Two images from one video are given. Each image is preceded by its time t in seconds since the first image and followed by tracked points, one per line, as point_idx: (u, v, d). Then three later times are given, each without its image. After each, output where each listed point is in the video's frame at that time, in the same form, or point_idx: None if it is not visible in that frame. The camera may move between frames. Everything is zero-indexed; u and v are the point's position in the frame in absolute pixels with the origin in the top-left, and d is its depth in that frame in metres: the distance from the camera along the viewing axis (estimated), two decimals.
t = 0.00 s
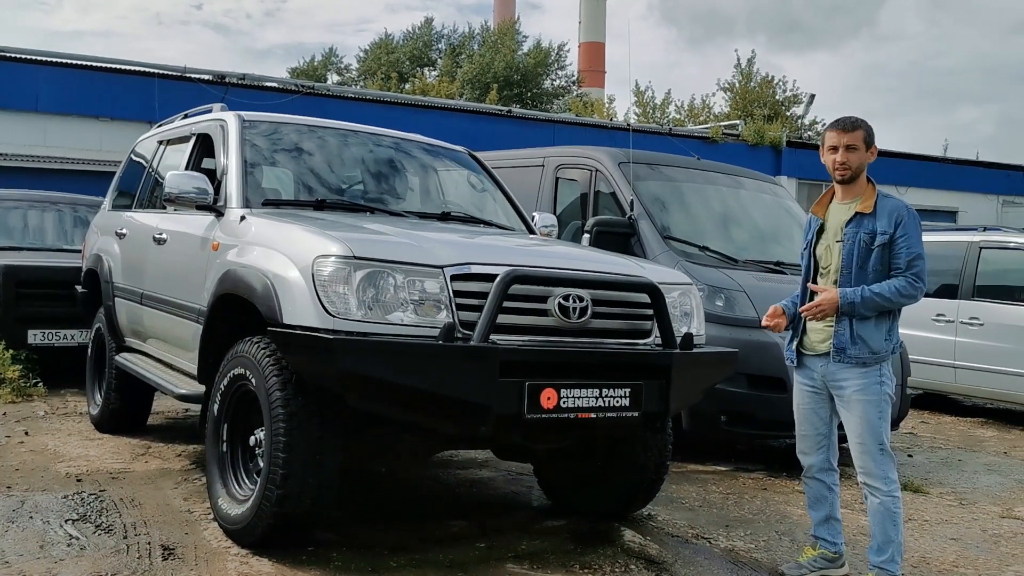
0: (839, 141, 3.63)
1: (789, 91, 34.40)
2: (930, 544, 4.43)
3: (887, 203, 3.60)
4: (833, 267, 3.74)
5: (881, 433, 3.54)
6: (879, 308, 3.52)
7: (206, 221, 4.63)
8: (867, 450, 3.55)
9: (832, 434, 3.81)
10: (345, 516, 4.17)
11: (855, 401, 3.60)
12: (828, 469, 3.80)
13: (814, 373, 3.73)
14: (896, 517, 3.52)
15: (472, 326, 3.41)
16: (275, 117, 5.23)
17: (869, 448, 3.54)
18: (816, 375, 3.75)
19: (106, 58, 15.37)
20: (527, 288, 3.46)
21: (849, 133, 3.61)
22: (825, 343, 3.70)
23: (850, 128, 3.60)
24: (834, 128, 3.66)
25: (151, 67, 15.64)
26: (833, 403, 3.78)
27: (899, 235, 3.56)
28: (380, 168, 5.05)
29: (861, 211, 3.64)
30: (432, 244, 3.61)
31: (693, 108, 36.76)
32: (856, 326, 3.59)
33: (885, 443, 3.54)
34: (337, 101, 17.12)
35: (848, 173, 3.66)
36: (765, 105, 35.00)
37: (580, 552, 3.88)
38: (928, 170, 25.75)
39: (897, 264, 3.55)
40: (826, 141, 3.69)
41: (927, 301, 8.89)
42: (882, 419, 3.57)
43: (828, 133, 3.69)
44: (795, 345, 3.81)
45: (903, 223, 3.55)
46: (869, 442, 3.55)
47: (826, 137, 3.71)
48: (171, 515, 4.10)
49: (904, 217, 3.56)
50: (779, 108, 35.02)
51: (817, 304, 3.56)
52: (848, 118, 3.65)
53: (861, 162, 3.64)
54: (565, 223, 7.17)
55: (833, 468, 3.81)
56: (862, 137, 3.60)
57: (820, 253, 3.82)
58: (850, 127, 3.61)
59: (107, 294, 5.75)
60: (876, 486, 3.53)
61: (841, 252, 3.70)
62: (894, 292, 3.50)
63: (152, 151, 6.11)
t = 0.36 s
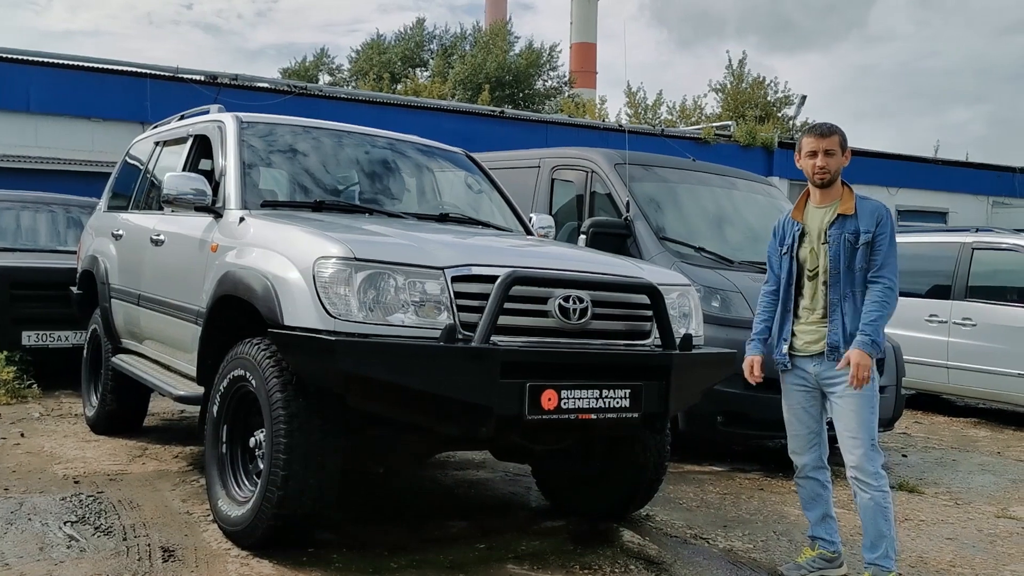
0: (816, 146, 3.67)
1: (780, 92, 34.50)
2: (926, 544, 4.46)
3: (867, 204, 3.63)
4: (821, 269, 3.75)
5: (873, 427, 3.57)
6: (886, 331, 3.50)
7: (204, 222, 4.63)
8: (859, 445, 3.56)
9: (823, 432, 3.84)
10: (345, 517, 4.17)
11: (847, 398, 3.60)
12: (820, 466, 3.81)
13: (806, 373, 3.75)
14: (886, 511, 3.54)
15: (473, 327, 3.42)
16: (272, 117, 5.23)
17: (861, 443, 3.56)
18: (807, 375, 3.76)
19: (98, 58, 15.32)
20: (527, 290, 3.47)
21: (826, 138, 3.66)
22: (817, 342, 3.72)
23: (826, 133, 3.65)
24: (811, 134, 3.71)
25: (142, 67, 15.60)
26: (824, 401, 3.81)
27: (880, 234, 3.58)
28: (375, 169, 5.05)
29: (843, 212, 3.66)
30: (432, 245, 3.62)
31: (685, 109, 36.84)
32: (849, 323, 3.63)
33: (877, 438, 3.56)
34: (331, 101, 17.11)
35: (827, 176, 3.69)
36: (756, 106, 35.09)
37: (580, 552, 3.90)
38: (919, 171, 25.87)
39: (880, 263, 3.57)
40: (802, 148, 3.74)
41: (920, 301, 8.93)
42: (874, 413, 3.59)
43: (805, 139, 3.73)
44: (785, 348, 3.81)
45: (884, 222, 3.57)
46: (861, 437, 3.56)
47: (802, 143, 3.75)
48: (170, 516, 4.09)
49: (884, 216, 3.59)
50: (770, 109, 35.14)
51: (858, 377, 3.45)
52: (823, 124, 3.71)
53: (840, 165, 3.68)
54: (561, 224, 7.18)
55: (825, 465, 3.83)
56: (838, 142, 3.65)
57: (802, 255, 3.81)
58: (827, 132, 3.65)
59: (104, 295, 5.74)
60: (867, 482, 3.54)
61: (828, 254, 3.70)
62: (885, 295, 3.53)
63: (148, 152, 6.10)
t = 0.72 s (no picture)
0: (806, 148, 3.68)
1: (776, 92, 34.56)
2: (928, 544, 4.48)
3: (860, 203, 3.67)
4: (815, 270, 3.74)
5: (872, 427, 3.58)
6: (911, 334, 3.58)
7: (207, 223, 4.63)
8: (860, 444, 3.57)
9: (822, 431, 3.85)
10: (349, 517, 4.18)
11: (847, 397, 3.63)
12: (820, 466, 3.82)
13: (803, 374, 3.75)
14: (889, 511, 3.55)
15: (478, 327, 3.43)
16: (274, 118, 5.24)
17: (861, 443, 3.57)
18: (804, 375, 3.77)
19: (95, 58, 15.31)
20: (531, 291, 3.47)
21: (815, 141, 3.67)
22: (815, 344, 3.72)
23: (815, 136, 3.66)
24: (799, 137, 3.71)
25: (140, 67, 15.59)
26: (822, 400, 3.82)
27: (878, 234, 3.65)
28: (375, 169, 5.06)
29: (836, 213, 3.69)
30: (437, 246, 3.63)
31: (682, 109, 36.88)
32: (848, 323, 3.63)
33: (876, 437, 3.57)
34: (329, 102, 17.11)
35: (817, 178, 3.70)
36: (753, 106, 35.15)
37: (584, 553, 3.91)
38: (915, 171, 25.93)
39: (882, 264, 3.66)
40: (792, 150, 3.74)
41: (919, 302, 8.96)
42: (872, 413, 3.61)
43: (794, 142, 3.74)
44: (779, 348, 3.83)
45: (881, 221, 3.64)
46: (862, 436, 3.57)
47: (791, 146, 3.76)
48: (174, 516, 4.10)
49: (880, 216, 3.65)
50: (767, 109, 35.19)
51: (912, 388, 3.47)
52: (811, 126, 3.72)
53: (829, 166, 3.70)
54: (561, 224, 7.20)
55: (824, 465, 3.84)
56: (828, 143, 3.66)
57: (796, 258, 3.82)
58: (816, 135, 3.66)
59: (105, 296, 5.74)
60: (869, 480, 3.55)
61: (823, 255, 3.71)
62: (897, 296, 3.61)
63: (149, 153, 6.10)
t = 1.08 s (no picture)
0: (809, 149, 3.70)
1: (776, 92, 34.56)
2: (933, 543, 4.48)
3: (868, 203, 3.68)
4: (823, 269, 3.76)
5: (879, 426, 3.59)
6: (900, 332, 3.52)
7: (212, 222, 4.63)
8: (866, 443, 3.58)
9: (827, 430, 3.86)
10: (355, 516, 4.18)
11: (852, 397, 3.63)
12: (826, 465, 3.82)
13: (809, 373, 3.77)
14: (896, 510, 3.56)
15: (484, 326, 3.43)
16: (277, 117, 5.24)
17: (867, 442, 3.57)
18: (811, 374, 3.79)
19: (95, 58, 15.31)
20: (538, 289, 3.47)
21: (818, 140, 3.69)
22: (818, 343, 3.74)
23: (818, 136, 3.68)
24: (802, 137, 3.75)
25: (140, 67, 15.59)
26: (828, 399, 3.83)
27: (883, 232, 3.62)
28: (379, 169, 5.06)
29: (843, 212, 3.70)
30: (443, 245, 3.63)
31: (681, 109, 36.88)
32: (852, 321, 3.63)
33: (882, 436, 3.58)
34: (329, 101, 17.10)
35: (819, 178, 3.74)
36: (753, 106, 35.15)
37: (589, 551, 3.91)
38: (915, 171, 25.93)
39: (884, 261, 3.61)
40: (796, 150, 3.79)
41: (921, 301, 8.96)
42: (879, 412, 3.61)
43: (798, 142, 3.77)
44: (786, 347, 3.85)
45: (886, 220, 3.62)
46: (868, 435, 3.58)
47: (797, 146, 3.79)
48: (179, 515, 4.10)
49: (886, 215, 3.64)
50: (767, 109, 35.19)
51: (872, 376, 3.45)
52: (815, 126, 3.74)
53: (832, 166, 3.71)
54: (564, 224, 7.20)
55: (830, 463, 3.84)
56: (831, 142, 3.68)
57: (805, 256, 3.84)
58: (818, 136, 3.69)
59: (109, 295, 5.74)
60: (876, 480, 3.55)
61: (830, 253, 3.72)
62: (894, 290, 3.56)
63: (153, 152, 6.10)
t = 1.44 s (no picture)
0: (809, 149, 3.73)
1: (777, 91, 34.54)
2: (935, 542, 4.48)
3: (876, 202, 3.65)
4: (828, 267, 3.75)
5: (881, 427, 3.57)
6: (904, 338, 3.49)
7: (213, 222, 4.63)
8: (866, 443, 3.57)
9: (832, 430, 3.84)
10: (357, 515, 4.18)
11: (853, 397, 3.62)
12: (830, 465, 3.82)
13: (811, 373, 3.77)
14: (897, 511, 3.56)
15: (486, 326, 3.43)
16: (278, 117, 5.24)
17: (869, 443, 3.56)
18: (813, 374, 3.79)
19: (96, 57, 15.31)
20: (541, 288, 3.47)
21: (818, 140, 3.70)
22: (819, 343, 3.75)
23: (817, 135, 3.70)
24: (806, 136, 3.77)
25: (141, 66, 15.59)
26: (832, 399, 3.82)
27: (888, 233, 3.58)
28: (380, 169, 5.06)
29: (849, 211, 3.69)
30: (445, 244, 3.63)
31: (682, 109, 36.87)
32: (852, 322, 3.62)
33: (884, 437, 3.56)
34: (330, 101, 17.10)
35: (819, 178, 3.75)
36: (753, 105, 35.16)
37: (591, 551, 3.91)
38: (916, 170, 25.93)
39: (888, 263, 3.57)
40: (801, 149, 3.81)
41: (922, 301, 8.96)
42: (881, 413, 3.60)
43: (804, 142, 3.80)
44: (789, 344, 3.86)
45: (892, 221, 3.58)
46: (869, 435, 3.57)
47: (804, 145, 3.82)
48: (181, 515, 4.10)
49: (892, 215, 3.60)
50: (768, 108, 35.19)
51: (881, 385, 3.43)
52: (820, 125, 3.75)
53: (830, 165, 3.70)
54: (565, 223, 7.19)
55: (835, 463, 3.83)
56: (830, 142, 3.67)
57: (812, 254, 3.84)
58: (818, 136, 3.70)
59: (110, 295, 5.74)
60: (877, 481, 3.55)
61: (834, 252, 3.71)
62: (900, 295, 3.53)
63: (154, 152, 6.10)
